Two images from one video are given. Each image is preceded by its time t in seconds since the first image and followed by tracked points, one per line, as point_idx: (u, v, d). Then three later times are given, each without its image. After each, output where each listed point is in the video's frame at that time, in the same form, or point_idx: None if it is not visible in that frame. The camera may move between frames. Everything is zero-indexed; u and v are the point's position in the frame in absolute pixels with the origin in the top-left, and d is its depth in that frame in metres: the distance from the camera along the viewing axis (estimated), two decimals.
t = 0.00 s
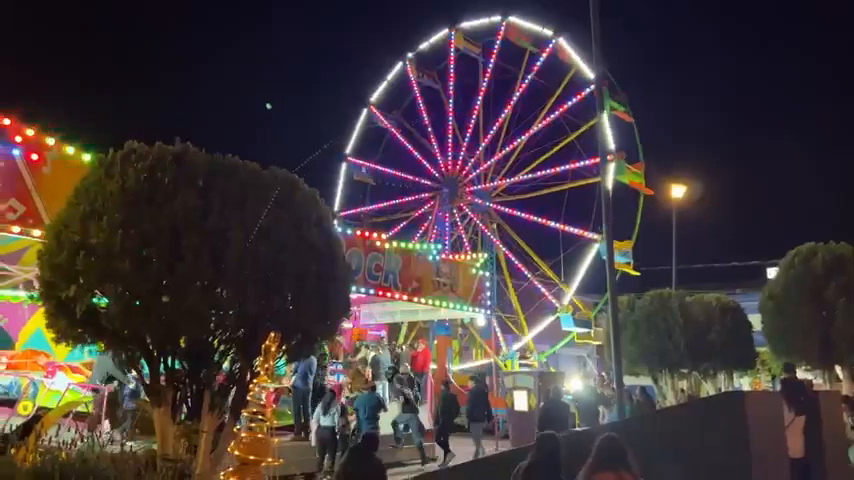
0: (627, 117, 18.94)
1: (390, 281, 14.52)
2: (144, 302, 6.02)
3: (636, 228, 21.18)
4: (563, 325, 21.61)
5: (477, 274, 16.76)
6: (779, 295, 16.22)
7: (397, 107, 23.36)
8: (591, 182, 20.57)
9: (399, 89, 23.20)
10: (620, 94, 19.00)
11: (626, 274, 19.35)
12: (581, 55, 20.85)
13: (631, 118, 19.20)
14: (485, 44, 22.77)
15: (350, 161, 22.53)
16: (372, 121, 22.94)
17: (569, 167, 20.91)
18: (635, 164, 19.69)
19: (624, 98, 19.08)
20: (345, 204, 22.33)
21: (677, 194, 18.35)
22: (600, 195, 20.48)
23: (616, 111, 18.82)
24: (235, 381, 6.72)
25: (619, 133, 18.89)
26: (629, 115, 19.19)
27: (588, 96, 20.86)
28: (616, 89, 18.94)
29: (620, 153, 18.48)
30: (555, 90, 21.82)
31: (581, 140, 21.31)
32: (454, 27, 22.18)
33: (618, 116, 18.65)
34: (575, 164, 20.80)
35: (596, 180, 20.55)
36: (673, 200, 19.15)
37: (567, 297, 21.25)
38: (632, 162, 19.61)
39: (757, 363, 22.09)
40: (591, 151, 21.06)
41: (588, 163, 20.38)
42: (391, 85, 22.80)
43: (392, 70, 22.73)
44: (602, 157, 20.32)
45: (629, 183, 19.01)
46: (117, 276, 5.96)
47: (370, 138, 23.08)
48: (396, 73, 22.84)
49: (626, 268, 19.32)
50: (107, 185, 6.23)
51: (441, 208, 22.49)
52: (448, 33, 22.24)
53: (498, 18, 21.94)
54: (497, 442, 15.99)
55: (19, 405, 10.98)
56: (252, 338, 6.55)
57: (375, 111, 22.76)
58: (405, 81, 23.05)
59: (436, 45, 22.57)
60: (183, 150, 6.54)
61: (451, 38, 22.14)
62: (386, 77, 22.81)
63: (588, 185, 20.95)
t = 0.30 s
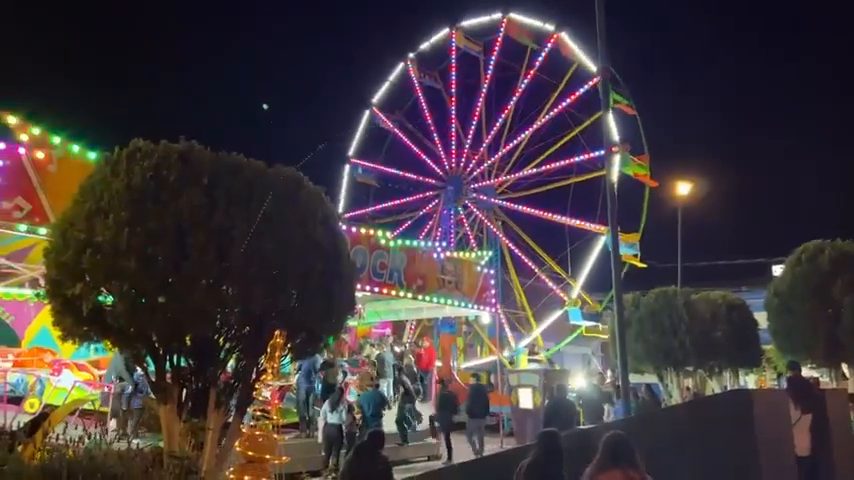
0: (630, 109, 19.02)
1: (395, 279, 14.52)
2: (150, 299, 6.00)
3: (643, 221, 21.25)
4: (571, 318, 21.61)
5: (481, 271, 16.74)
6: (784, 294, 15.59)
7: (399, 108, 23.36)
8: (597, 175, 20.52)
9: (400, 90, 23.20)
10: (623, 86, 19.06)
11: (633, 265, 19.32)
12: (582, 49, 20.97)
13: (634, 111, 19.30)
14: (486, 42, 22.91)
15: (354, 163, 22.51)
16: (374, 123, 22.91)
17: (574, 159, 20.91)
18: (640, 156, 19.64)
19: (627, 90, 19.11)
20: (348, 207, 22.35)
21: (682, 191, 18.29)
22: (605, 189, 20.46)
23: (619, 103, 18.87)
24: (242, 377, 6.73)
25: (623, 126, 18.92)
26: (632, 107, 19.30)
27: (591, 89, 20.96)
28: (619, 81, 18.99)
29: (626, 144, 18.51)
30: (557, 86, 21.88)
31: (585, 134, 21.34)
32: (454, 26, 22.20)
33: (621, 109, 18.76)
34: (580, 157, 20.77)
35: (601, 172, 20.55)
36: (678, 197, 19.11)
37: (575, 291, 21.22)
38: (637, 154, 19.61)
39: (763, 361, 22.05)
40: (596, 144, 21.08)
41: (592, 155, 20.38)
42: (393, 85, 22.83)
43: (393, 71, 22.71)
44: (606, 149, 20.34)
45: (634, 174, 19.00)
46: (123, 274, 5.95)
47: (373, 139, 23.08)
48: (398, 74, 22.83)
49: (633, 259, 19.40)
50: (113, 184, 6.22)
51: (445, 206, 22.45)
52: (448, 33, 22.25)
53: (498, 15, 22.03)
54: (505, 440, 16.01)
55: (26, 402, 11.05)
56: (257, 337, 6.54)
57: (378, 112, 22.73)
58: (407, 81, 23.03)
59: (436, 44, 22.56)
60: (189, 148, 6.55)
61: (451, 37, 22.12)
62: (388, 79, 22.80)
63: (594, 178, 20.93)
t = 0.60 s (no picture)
0: (633, 103, 19.09)
1: (399, 277, 14.51)
2: (157, 298, 6.00)
3: (649, 215, 21.26)
4: (579, 312, 21.46)
5: (486, 269, 16.72)
6: (788, 290, 14.30)
7: (401, 109, 23.33)
8: (602, 169, 20.50)
9: (402, 91, 23.18)
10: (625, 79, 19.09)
11: (641, 257, 19.23)
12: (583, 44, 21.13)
13: (637, 105, 19.35)
14: (486, 42, 22.96)
15: (357, 166, 22.38)
16: (377, 125, 22.91)
17: (579, 153, 20.91)
18: (644, 148, 19.75)
19: (629, 83, 19.13)
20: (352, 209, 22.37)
21: (688, 190, 18.25)
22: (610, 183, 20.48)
23: (622, 97, 18.89)
24: (248, 376, 6.73)
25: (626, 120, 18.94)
26: (635, 101, 19.37)
27: (594, 83, 21.10)
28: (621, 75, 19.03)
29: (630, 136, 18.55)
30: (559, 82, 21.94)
31: (589, 128, 21.39)
32: (455, 26, 22.18)
33: (624, 103, 18.83)
34: (584, 151, 20.76)
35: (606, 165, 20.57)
36: (684, 196, 19.07)
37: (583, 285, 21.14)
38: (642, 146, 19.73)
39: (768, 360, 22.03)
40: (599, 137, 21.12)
41: (597, 148, 20.40)
42: (395, 87, 22.77)
43: (395, 73, 22.69)
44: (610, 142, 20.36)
45: (638, 165, 19.09)
46: (130, 273, 5.95)
47: (376, 141, 23.09)
48: (400, 75, 22.80)
49: (641, 251, 19.12)
50: (119, 183, 6.22)
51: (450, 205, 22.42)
52: (449, 32, 22.23)
53: (499, 14, 21.99)
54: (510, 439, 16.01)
55: (32, 401, 11.08)
56: (263, 337, 6.55)
57: (380, 114, 22.73)
58: (408, 82, 22.99)
59: (438, 45, 22.53)
60: (195, 147, 6.56)
61: (453, 36, 22.09)
62: (390, 81, 22.78)
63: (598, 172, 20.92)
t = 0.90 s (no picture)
0: (636, 97, 19.05)
1: (404, 276, 14.50)
2: (161, 296, 5.99)
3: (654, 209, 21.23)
4: (588, 307, 21.43)
5: (491, 268, 16.69)
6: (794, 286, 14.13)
7: (403, 111, 23.28)
8: (607, 163, 20.47)
9: (405, 92, 23.16)
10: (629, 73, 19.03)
11: (647, 250, 19.19)
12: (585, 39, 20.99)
13: (640, 99, 19.29)
14: (488, 41, 22.94)
15: (361, 168, 22.40)
16: (379, 126, 22.90)
17: (583, 147, 20.87)
18: (649, 142, 19.70)
19: (632, 77, 19.06)
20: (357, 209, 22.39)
21: (693, 187, 18.18)
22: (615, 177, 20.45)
23: (625, 92, 18.85)
24: (253, 375, 6.72)
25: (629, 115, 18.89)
26: (638, 95, 19.32)
27: (597, 77, 21.06)
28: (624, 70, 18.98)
29: (635, 130, 18.51)
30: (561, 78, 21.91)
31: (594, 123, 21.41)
32: (456, 25, 22.16)
33: (627, 97, 18.76)
34: (588, 145, 20.74)
35: (610, 160, 20.55)
36: (689, 193, 19.00)
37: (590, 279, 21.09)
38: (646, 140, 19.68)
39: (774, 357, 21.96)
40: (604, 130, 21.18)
41: (601, 142, 20.37)
42: (396, 87, 22.76)
43: (397, 73, 22.66)
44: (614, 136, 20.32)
45: (642, 158, 19.06)
46: (135, 272, 5.96)
47: (379, 142, 23.10)
48: (402, 75, 22.77)
49: (648, 245, 19.07)
50: (124, 182, 6.24)
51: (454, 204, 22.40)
52: (451, 32, 22.21)
53: (500, 11, 21.89)
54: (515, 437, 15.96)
55: (38, 399, 11.13)
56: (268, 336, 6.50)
57: (383, 115, 22.72)
58: (411, 83, 22.96)
59: (439, 45, 22.50)
60: (200, 145, 6.57)
61: (455, 36, 22.01)
62: (392, 81, 22.76)
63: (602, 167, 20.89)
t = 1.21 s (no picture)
0: (638, 91, 19.01)
1: (407, 273, 14.51)
2: (165, 294, 5.99)
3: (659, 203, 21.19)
4: (593, 301, 21.30)
5: (495, 266, 16.67)
6: (799, 283, 14.04)
7: (405, 111, 23.27)
8: (611, 158, 20.43)
9: (406, 91, 23.17)
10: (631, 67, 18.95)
11: (652, 244, 19.13)
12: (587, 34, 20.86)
13: (642, 93, 19.25)
14: (489, 39, 22.91)
15: (364, 168, 22.41)
16: (381, 126, 22.89)
17: (586, 143, 20.84)
18: (652, 136, 19.65)
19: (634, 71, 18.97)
20: (360, 209, 22.43)
21: (697, 184, 18.13)
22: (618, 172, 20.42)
23: (627, 87, 18.80)
24: (257, 372, 6.72)
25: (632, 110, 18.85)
26: (640, 89, 19.29)
27: (599, 72, 21.02)
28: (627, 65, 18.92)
29: (638, 124, 18.47)
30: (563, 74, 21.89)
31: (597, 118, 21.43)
32: (458, 24, 22.16)
33: (629, 92, 18.73)
34: (591, 140, 20.72)
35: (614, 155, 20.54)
36: (693, 190, 18.95)
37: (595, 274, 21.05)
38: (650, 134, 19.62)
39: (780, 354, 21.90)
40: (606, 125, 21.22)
41: (605, 137, 20.35)
42: (398, 87, 22.78)
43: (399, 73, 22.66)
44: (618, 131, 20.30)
45: (646, 152, 19.02)
46: (140, 270, 5.97)
47: (381, 142, 23.10)
48: (404, 75, 22.77)
49: (653, 239, 19.06)
50: (128, 180, 6.25)
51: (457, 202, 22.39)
52: (452, 30, 22.21)
53: (501, 9, 21.84)
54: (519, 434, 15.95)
55: (44, 396, 11.43)
56: (272, 334, 6.50)
57: (384, 115, 22.71)
58: (413, 82, 22.94)
59: (440, 44, 22.49)
60: (203, 143, 6.58)
61: (455, 35, 22.13)
62: (394, 81, 22.77)
63: (606, 162, 20.87)
